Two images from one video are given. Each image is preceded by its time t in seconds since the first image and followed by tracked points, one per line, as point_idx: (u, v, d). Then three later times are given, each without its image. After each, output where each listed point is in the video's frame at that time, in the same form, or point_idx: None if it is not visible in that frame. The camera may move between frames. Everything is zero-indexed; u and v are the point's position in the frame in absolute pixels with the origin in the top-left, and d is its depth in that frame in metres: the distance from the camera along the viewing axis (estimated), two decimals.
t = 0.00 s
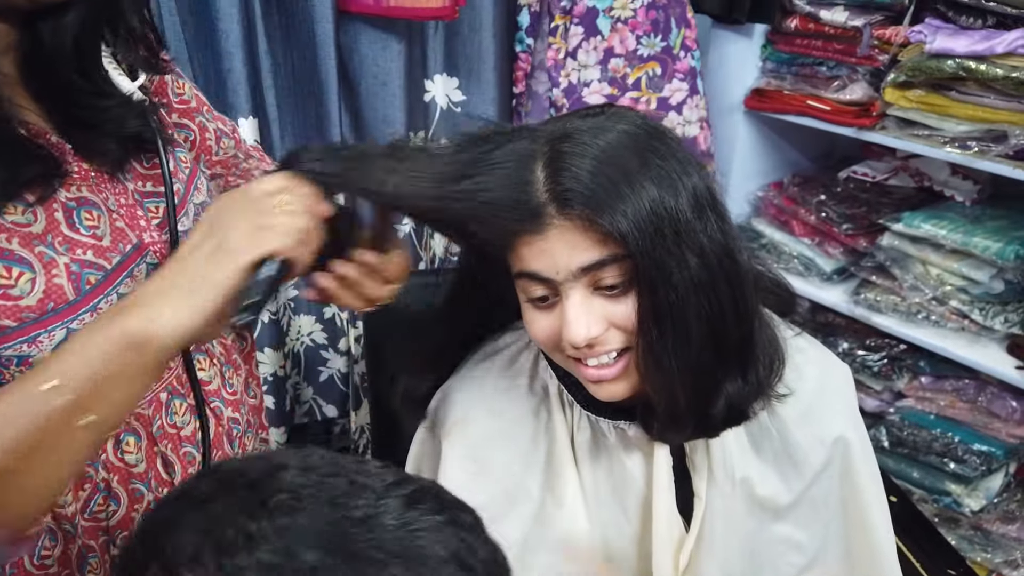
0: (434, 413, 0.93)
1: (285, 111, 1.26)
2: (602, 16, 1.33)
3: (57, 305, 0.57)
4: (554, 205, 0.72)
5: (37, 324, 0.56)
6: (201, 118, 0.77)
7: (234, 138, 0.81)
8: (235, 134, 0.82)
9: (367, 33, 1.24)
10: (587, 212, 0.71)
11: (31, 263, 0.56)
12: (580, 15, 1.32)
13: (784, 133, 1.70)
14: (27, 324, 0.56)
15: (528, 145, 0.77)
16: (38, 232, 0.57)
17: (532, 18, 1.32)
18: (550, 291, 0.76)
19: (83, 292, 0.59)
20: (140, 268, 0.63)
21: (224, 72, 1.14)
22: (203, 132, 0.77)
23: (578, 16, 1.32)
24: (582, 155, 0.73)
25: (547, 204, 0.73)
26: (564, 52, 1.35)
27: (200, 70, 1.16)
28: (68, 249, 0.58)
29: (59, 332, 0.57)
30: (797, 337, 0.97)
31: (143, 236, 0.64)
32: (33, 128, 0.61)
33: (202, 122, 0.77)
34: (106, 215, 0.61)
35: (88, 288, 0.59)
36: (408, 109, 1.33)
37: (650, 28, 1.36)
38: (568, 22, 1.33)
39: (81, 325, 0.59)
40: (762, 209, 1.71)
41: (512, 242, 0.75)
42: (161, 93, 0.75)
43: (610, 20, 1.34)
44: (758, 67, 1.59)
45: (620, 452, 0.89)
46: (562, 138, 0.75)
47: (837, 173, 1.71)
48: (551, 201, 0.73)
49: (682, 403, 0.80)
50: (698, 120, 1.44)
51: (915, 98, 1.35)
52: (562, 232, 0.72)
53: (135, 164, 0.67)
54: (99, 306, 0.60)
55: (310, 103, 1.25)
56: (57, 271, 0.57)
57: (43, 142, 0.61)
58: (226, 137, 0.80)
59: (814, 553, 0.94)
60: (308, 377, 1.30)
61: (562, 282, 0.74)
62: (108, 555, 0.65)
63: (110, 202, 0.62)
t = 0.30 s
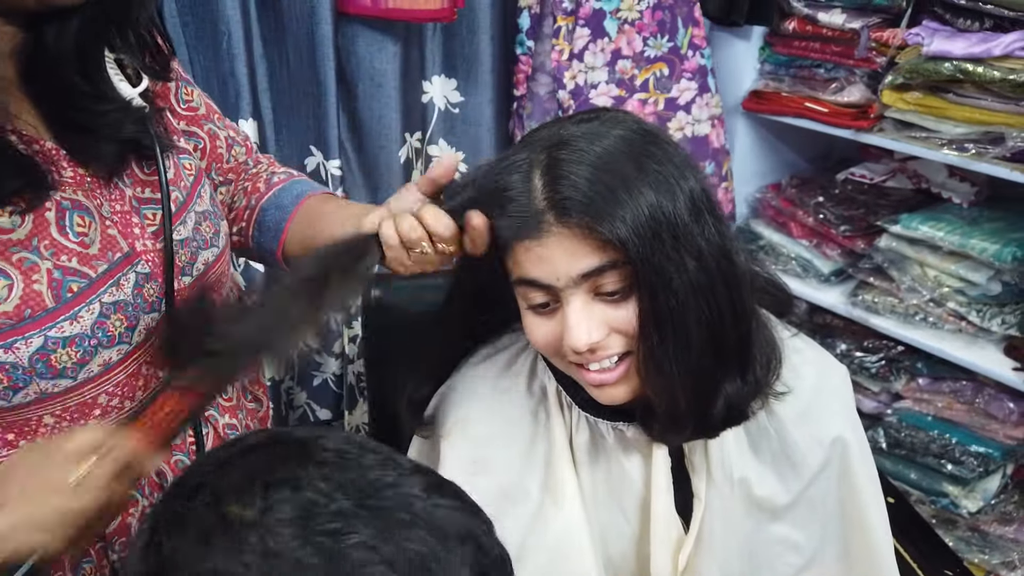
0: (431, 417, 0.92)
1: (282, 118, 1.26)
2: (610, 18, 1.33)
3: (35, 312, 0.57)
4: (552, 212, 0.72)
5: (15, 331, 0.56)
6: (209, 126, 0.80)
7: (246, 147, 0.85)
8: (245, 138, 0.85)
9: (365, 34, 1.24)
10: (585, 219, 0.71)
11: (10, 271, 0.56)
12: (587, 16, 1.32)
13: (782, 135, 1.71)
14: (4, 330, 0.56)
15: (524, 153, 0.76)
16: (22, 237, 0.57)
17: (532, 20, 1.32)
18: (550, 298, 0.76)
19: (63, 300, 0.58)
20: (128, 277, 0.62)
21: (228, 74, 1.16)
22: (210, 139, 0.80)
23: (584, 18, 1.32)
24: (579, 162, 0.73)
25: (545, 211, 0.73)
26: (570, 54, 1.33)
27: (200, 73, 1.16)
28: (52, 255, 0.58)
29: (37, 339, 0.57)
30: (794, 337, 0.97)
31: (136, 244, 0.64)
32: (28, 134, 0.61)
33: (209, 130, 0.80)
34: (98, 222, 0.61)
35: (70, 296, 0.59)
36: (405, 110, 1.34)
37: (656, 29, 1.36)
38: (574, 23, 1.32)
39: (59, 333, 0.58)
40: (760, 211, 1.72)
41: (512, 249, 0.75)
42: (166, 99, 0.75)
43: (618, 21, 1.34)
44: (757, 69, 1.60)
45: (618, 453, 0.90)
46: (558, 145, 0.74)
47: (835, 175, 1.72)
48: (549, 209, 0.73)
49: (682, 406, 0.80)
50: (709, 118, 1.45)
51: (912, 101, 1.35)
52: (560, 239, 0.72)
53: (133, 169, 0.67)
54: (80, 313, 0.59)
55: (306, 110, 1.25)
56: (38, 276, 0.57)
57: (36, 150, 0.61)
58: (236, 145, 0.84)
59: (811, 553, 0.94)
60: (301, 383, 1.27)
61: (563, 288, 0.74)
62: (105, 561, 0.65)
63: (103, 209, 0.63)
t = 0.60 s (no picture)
0: (435, 412, 0.92)
1: (280, 123, 1.28)
2: (615, 20, 1.34)
3: (57, 308, 0.56)
4: (548, 205, 0.73)
5: (38, 326, 0.56)
6: (207, 124, 0.78)
7: (240, 143, 0.83)
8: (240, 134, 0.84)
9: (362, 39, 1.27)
10: (580, 212, 0.72)
11: (31, 265, 0.55)
12: (591, 18, 1.32)
13: (780, 137, 1.71)
14: (26, 326, 0.55)
15: (524, 148, 0.77)
16: (37, 235, 0.56)
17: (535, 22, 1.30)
18: (549, 289, 0.76)
19: (83, 296, 0.58)
20: (140, 273, 0.63)
21: (225, 75, 1.16)
22: (209, 137, 0.78)
23: (589, 20, 1.32)
24: (577, 157, 0.73)
25: (541, 204, 0.73)
26: (576, 56, 1.33)
27: (196, 74, 1.17)
28: (67, 253, 0.57)
29: (58, 334, 0.57)
30: (795, 336, 0.97)
31: (144, 240, 0.64)
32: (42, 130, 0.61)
33: (208, 128, 0.78)
34: (108, 220, 0.61)
35: (89, 292, 0.59)
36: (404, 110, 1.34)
37: (659, 32, 1.37)
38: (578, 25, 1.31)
39: (79, 328, 0.58)
40: (760, 212, 1.72)
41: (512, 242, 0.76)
42: (164, 99, 0.74)
43: (623, 24, 1.34)
44: (756, 70, 1.60)
45: (619, 449, 0.90)
46: (557, 140, 0.75)
47: (834, 176, 1.72)
48: (545, 202, 0.73)
49: (679, 403, 0.80)
50: (712, 118, 1.45)
51: (911, 103, 1.35)
52: (556, 231, 0.73)
53: (136, 168, 0.67)
54: (99, 309, 0.59)
55: (303, 113, 1.26)
56: (57, 274, 0.56)
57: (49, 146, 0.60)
58: (232, 142, 0.81)
59: (811, 551, 0.95)
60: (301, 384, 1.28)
61: (561, 279, 0.74)
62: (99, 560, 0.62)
63: (111, 207, 0.62)
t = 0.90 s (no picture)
0: (437, 409, 0.94)
1: (281, 121, 1.28)
2: (603, 20, 1.32)
3: (67, 303, 0.56)
4: (564, 202, 0.73)
5: (47, 321, 0.56)
6: (200, 131, 0.78)
7: (234, 154, 0.83)
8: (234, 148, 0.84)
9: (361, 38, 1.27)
10: (596, 207, 0.72)
11: (44, 259, 0.56)
12: (580, 18, 1.31)
13: (780, 137, 1.71)
14: (35, 321, 0.55)
15: (536, 146, 0.78)
16: (46, 232, 0.57)
17: (531, 20, 1.32)
18: (561, 287, 0.77)
19: (91, 292, 0.58)
20: (145, 272, 0.62)
21: (224, 72, 1.15)
22: (202, 144, 0.78)
23: (577, 20, 1.31)
24: (589, 152, 0.74)
25: (557, 202, 0.74)
26: (562, 55, 1.33)
27: (196, 73, 1.17)
28: (75, 251, 0.58)
29: (66, 330, 0.57)
30: (797, 333, 0.98)
31: (148, 239, 0.64)
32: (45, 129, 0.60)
33: (201, 135, 0.78)
34: (112, 218, 0.61)
35: (97, 290, 0.58)
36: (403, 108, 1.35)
37: (652, 31, 1.35)
38: (565, 24, 1.31)
39: (88, 325, 0.58)
40: (759, 212, 1.72)
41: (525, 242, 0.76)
42: (162, 102, 0.74)
43: (611, 24, 1.33)
44: (755, 70, 1.60)
45: (623, 448, 0.89)
46: (567, 137, 0.75)
47: (833, 176, 1.72)
48: (561, 199, 0.73)
49: (691, 397, 0.80)
50: (703, 120, 1.43)
51: (910, 102, 1.35)
52: (574, 228, 0.73)
53: (137, 169, 0.66)
54: (108, 306, 0.59)
55: (305, 109, 1.26)
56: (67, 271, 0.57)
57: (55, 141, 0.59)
58: (225, 151, 0.81)
59: (813, 551, 0.94)
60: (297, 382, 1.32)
61: (574, 275, 0.75)
62: (98, 559, 0.65)
63: (115, 206, 0.62)
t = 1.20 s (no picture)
0: (435, 413, 0.91)
1: (280, 119, 1.28)
2: (591, 22, 1.31)
3: (46, 310, 0.56)
4: (557, 214, 0.72)
5: (25, 328, 0.55)
6: (198, 131, 0.77)
7: (225, 154, 0.83)
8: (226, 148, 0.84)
9: (358, 36, 1.26)
10: (589, 219, 0.70)
11: (27, 267, 0.56)
12: (569, 18, 1.30)
13: (781, 136, 1.71)
14: (14, 326, 0.55)
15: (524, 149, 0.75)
16: (34, 236, 0.56)
17: (526, 18, 1.33)
18: (555, 296, 0.76)
19: (73, 298, 0.57)
20: (135, 275, 0.61)
21: (220, 72, 1.15)
22: (200, 142, 0.77)
23: (566, 20, 1.30)
24: (581, 161, 0.72)
25: (548, 213, 0.72)
26: (546, 52, 1.32)
27: (196, 73, 1.18)
28: (63, 255, 0.57)
29: (47, 336, 0.56)
30: (798, 333, 0.97)
31: (141, 242, 0.63)
32: (34, 130, 0.60)
33: (199, 134, 0.77)
34: (103, 221, 0.61)
35: (80, 295, 0.58)
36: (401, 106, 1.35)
37: (638, 33, 1.35)
38: (553, 24, 1.31)
39: (70, 330, 0.57)
40: (760, 211, 1.71)
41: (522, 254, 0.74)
42: (164, 102, 0.74)
43: (598, 25, 1.32)
44: (756, 69, 1.59)
45: (623, 450, 0.89)
46: (559, 143, 0.73)
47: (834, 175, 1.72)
48: (552, 210, 0.72)
49: (687, 403, 0.80)
50: (688, 123, 1.41)
51: (912, 101, 1.35)
52: (566, 240, 0.72)
53: (136, 168, 0.66)
54: (91, 311, 0.58)
55: (303, 108, 1.25)
56: (50, 276, 0.56)
57: (44, 145, 0.60)
58: (218, 151, 0.81)
59: (816, 552, 0.94)
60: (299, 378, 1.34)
61: (569, 289, 0.75)
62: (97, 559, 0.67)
63: (108, 208, 0.62)
